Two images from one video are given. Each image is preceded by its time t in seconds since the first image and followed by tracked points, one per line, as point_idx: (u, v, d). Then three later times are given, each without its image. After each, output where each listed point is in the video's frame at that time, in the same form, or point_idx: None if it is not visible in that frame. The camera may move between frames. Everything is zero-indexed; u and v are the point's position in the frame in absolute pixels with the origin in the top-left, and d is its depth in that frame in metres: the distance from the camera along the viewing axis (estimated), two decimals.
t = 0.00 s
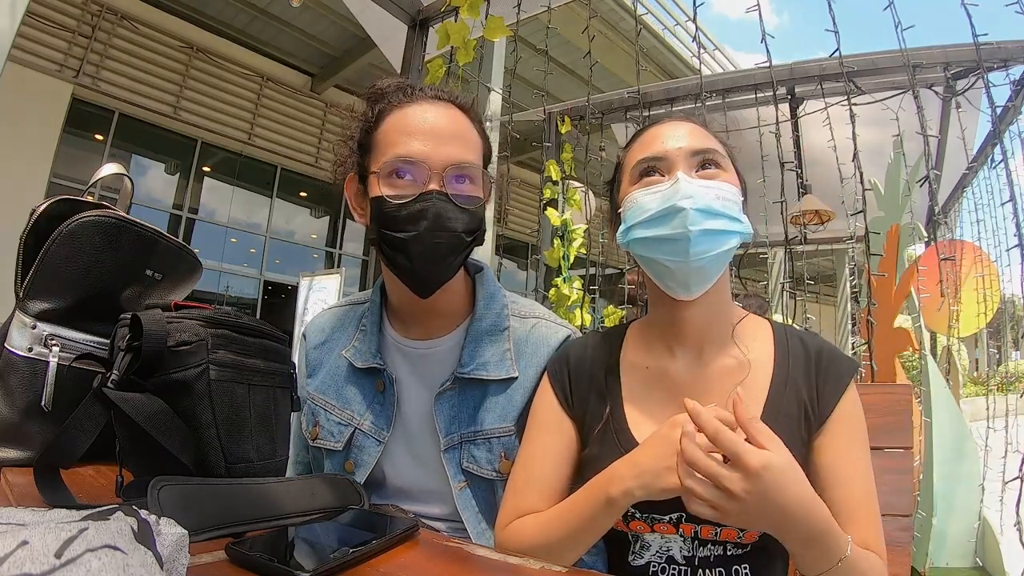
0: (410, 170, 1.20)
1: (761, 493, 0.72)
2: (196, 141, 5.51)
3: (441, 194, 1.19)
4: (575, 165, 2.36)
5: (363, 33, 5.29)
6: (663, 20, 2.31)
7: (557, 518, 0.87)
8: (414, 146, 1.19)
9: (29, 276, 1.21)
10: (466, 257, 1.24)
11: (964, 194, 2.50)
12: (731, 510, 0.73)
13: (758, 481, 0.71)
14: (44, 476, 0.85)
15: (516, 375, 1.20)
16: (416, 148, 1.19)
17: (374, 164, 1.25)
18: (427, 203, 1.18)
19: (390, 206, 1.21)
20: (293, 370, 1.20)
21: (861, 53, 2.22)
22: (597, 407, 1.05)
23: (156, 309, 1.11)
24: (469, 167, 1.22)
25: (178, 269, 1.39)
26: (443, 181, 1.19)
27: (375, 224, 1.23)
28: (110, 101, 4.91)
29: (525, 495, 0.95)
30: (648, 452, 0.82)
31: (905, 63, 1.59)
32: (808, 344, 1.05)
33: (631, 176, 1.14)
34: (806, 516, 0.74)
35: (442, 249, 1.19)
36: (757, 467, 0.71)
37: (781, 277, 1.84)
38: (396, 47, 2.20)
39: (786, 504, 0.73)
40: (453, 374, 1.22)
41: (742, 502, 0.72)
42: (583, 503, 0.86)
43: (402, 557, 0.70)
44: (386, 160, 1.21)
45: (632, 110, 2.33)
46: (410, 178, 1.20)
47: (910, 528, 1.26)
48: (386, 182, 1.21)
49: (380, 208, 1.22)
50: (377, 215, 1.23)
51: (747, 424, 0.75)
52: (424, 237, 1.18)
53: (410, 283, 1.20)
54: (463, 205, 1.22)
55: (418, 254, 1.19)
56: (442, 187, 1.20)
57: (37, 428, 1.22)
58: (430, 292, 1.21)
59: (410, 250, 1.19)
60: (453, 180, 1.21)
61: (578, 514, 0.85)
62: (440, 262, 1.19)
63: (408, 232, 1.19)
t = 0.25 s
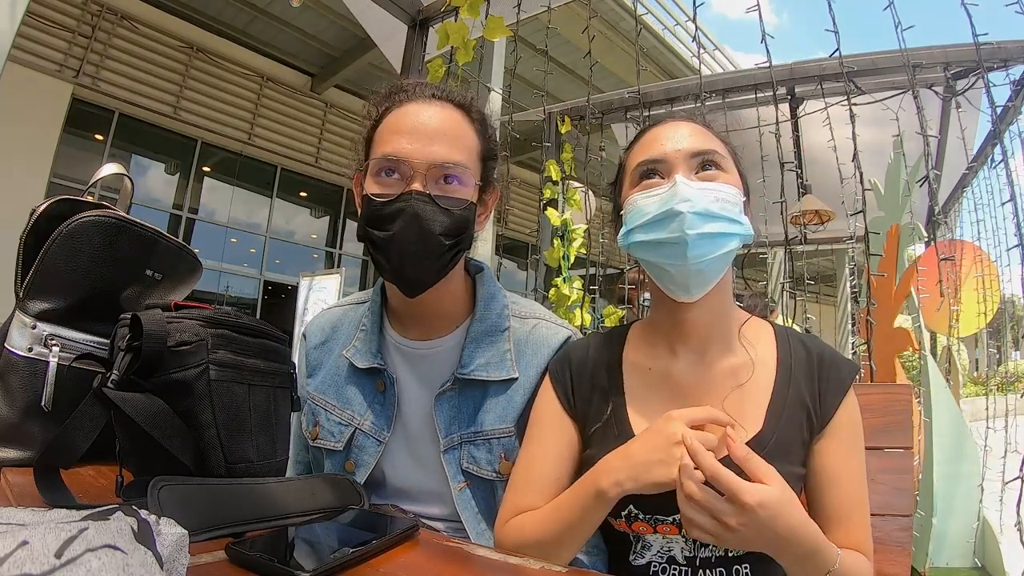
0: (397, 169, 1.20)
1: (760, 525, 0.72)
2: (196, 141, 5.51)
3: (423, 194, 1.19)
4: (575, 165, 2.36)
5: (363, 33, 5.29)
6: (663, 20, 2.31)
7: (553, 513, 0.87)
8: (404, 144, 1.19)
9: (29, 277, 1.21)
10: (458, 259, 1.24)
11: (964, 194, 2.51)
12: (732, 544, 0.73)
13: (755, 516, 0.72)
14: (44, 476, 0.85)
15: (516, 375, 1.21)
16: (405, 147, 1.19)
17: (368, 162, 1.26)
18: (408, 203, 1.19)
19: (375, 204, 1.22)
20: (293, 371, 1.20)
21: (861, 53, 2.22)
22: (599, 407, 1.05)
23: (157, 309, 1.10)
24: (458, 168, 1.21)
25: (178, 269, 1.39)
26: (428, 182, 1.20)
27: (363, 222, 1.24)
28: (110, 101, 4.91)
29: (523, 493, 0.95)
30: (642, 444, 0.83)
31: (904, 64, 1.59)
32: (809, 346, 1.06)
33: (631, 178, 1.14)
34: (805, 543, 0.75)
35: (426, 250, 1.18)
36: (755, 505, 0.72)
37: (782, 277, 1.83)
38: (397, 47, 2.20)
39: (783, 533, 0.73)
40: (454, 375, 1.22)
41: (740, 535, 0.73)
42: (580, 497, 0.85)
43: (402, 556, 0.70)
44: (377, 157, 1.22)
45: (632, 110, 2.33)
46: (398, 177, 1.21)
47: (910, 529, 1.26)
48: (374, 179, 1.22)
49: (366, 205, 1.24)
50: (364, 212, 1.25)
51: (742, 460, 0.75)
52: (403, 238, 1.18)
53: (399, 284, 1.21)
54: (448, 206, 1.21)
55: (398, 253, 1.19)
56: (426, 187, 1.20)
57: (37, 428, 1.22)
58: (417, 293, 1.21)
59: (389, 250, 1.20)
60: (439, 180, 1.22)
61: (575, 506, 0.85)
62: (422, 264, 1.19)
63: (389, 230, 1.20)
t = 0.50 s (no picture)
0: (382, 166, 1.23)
1: (721, 531, 0.73)
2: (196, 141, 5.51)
3: (400, 188, 1.21)
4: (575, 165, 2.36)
5: (363, 33, 5.29)
6: (663, 20, 2.31)
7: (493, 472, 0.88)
8: (384, 142, 1.21)
9: (29, 276, 1.21)
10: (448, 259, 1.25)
11: (963, 194, 2.51)
12: (705, 558, 0.73)
13: (711, 521, 0.73)
14: (44, 476, 0.85)
15: (519, 375, 1.21)
16: (385, 144, 1.21)
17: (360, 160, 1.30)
18: (385, 198, 1.21)
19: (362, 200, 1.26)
20: (294, 371, 1.19)
21: (861, 53, 2.22)
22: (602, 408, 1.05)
23: (157, 309, 1.10)
24: (439, 164, 1.22)
25: (179, 269, 1.39)
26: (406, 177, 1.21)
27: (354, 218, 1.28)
28: (110, 101, 4.91)
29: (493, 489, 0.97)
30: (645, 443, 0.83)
31: (904, 63, 1.59)
32: (811, 350, 1.06)
33: (638, 187, 1.12)
34: (769, 547, 0.76)
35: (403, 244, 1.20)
36: (701, 509, 0.74)
37: (782, 278, 1.83)
38: (397, 48, 2.20)
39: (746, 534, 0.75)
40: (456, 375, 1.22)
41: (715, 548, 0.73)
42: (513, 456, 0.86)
43: (401, 557, 0.70)
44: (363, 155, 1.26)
45: (632, 110, 2.33)
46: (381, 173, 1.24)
47: (910, 529, 1.26)
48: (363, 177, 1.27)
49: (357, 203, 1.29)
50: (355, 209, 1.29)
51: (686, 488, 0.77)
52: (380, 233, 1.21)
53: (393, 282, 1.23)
54: (426, 199, 1.22)
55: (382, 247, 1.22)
56: (405, 181, 1.22)
57: (37, 428, 1.22)
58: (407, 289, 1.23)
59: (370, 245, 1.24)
60: (420, 175, 1.22)
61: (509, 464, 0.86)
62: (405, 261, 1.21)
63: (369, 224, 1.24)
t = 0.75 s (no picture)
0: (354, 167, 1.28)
1: (712, 524, 0.75)
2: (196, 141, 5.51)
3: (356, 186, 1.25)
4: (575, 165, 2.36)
5: (363, 33, 5.29)
6: (663, 19, 2.31)
7: (497, 456, 0.95)
8: (358, 146, 1.26)
9: (28, 276, 1.21)
10: (420, 256, 1.24)
11: (963, 194, 2.51)
12: (699, 550, 0.75)
13: (704, 514, 0.75)
14: (44, 476, 0.85)
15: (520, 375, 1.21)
16: (358, 148, 1.26)
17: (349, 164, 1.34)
18: (350, 198, 1.25)
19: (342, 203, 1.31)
20: (294, 370, 1.19)
21: (861, 53, 2.22)
22: (605, 407, 1.05)
23: (157, 309, 1.11)
24: (393, 162, 1.22)
25: (179, 269, 1.39)
26: (369, 177, 1.24)
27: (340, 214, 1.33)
28: (110, 101, 4.90)
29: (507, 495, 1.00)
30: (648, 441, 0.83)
31: (905, 64, 1.59)
32: (811, 351, 1.06)
33: (650, 186, 1.10)
34: (763, 544, 0.77)
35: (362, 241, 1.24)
36: (696, 503, 0.76)
37: (782, 277, 1.83)
38: (397, 48, 2.20)
39: (738, 529, 0.75)
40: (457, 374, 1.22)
41: (707, 541, 0.75)
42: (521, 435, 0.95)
43: (401, 556, 0.71)
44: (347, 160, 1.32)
45: (632, 110, 2.33)
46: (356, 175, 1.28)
47: (910, 529, 1.25)
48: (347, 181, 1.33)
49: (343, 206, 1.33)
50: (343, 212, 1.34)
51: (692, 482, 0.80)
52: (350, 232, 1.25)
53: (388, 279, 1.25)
54: (381, 196, 1.22)
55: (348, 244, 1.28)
56: (366, 181, 1.24)
57: (37, 428, 1.22)
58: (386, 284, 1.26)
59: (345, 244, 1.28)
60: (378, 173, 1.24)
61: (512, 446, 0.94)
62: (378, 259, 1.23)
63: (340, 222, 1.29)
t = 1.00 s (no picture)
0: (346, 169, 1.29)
1: (715, 512, 0.74)
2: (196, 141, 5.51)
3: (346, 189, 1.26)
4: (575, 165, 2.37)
5: (363, 33, 5.29)
6: (663, 20, 2.31)
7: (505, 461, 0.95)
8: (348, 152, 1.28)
9: (28, 277, 1.21)
10: (410, 255, 1.24)
11: (964, 194, 2.50)
12: (700, 541, 0.75)
13: (706, 501, 0.75)
14: (44, 476, 0.85)
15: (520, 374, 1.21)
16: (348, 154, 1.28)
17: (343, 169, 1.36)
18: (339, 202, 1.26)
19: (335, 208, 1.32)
20: (294, 370, 1.19)
21: (861, 53, 2.22)
22: (606, 407, 1.05)
23: (157, 309, 1.11)
24: (379, 164, 1.22)
25: (178, 269, 1.39)
26: (355, 180, 1.25)
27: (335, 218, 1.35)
28: (110, 101, 4.90)
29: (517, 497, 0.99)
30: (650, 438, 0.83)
31: (905, 64, 1.59)
32: (811, 351, 1.06)
33: (655, 182, 1.10)
34: (765, 534, 0.77)
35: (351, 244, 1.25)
36: (698, 489, 0.75)
37: (782, 277, 1.83)
38: (397, 48, 2.20)
39: (740, 518, 0.75)
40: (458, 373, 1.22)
41: (709, 530, 0.74)
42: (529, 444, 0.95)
43: (401, 556, 0.70)
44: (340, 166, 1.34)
45: (632, 110, 2.33)
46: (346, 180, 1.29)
47: (910, 528, 1.25)
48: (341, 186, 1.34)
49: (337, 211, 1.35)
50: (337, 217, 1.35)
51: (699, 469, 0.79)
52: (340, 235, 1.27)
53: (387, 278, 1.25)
54: (366, 198, 1.23)
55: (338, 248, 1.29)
56: (353, 184, 1.25)
57: (37, 428, 1.22)
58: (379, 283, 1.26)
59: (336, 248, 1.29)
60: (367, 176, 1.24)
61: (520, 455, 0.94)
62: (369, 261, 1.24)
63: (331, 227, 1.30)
